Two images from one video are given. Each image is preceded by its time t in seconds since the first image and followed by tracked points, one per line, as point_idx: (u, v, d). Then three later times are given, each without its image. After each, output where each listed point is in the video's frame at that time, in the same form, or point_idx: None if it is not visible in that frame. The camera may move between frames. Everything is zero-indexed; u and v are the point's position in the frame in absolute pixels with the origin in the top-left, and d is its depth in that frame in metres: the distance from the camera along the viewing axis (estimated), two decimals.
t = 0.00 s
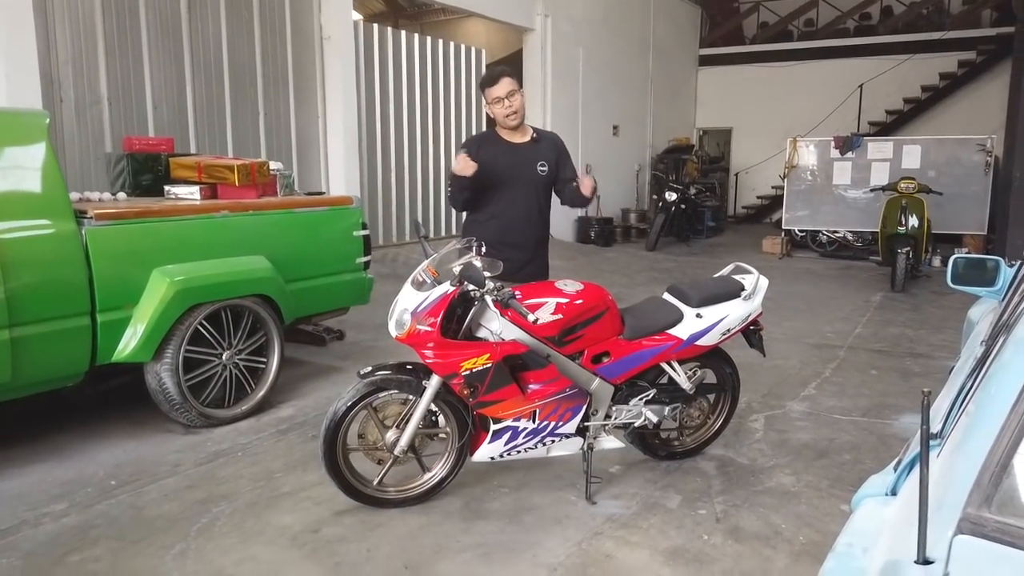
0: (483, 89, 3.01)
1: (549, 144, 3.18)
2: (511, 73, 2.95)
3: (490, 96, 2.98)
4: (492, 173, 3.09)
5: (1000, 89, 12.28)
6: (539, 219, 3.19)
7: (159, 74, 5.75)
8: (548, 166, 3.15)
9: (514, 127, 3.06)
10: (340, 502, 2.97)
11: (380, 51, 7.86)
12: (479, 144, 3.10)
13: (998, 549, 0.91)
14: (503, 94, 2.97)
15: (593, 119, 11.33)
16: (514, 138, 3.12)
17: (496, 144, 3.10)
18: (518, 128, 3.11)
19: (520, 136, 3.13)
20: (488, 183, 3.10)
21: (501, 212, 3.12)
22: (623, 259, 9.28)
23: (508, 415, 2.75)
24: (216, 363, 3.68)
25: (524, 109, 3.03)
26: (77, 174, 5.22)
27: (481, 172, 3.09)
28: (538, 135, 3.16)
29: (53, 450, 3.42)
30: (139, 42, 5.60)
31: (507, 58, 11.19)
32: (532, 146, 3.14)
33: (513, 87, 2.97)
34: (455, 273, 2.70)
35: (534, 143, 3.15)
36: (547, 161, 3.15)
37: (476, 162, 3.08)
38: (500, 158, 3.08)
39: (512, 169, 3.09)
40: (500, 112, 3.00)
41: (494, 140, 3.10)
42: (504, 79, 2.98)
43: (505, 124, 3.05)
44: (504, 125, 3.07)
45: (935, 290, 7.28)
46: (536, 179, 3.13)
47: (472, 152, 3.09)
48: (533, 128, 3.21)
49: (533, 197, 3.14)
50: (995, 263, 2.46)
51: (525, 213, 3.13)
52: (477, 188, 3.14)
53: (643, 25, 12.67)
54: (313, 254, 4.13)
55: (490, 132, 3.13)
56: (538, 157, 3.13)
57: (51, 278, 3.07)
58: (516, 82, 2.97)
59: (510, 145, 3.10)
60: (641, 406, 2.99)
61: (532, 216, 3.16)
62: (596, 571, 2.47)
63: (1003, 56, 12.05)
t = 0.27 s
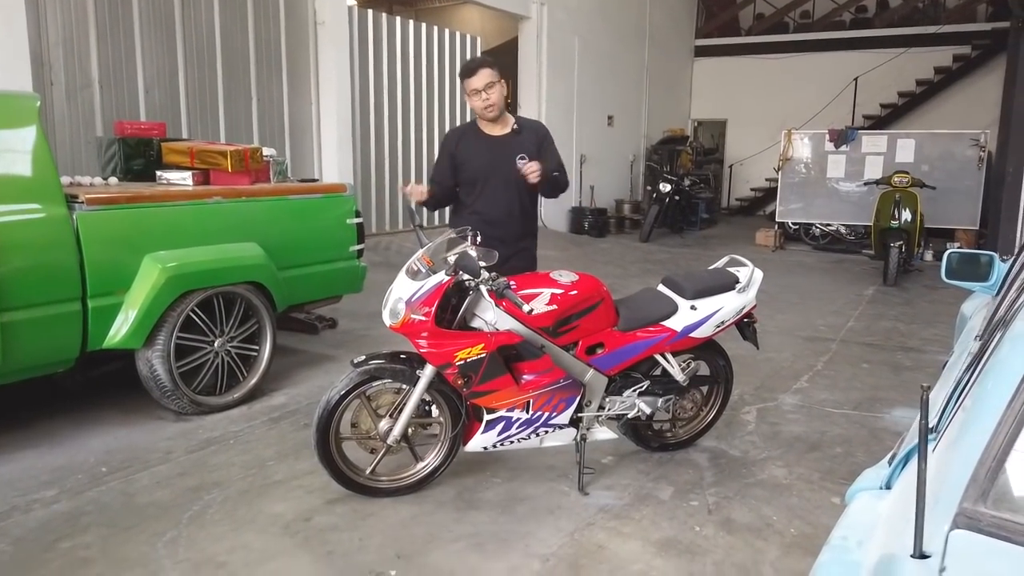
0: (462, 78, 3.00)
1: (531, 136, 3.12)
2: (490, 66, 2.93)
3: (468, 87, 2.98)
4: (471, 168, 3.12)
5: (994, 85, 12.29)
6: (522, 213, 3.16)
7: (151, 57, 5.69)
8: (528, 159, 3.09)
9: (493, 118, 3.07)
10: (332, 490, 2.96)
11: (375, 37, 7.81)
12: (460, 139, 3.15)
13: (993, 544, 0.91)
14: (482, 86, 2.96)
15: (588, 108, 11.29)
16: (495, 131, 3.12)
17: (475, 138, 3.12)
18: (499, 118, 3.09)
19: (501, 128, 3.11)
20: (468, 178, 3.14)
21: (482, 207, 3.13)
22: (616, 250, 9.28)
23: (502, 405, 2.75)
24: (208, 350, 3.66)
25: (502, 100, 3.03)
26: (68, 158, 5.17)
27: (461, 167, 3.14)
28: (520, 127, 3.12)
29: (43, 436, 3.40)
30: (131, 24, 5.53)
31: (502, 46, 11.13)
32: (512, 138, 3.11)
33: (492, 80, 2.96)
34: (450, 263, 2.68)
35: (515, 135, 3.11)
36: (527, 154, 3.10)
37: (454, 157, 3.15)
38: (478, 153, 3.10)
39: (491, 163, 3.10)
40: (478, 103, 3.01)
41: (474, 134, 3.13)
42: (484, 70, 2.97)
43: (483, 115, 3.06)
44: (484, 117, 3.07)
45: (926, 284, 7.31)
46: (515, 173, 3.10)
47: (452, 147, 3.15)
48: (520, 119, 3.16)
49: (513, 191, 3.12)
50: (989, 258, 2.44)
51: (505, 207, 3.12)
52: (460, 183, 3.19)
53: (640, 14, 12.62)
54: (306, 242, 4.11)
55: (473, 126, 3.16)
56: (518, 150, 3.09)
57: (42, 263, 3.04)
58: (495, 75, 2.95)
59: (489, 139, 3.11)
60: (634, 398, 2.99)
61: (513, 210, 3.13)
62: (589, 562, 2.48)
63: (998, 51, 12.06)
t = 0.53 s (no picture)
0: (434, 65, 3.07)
1: (500, 131, 3.24)
2: (459, 55, 3.00)
3: (438, 74, 3.04)
4: (440, 164, 3.28)
5: (993, 83, 12.30)
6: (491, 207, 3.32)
7: (149, 48, 5.67)
8: (495, 155, 3.24)
9: (461, 108, 3.15)
10: (330, 485, 2.96)
11: (374, 30, 7.78)
12: (430, 135, 3.30)
13: (995, 544, 0.91)
14: (449, 74, 3.03)
15: (587, 103, 11.28)
16: (463, 127, 3.25)
17: (445, 135, 3.27)
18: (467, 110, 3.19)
19: (469, 123, 3.24)
20: (438, 173, 3.30)
21: (452, 201, 3.29)
22: (614, 246, 9.28)
23: (500, 401, 2.75)
24: (206, 344, 3.65)
25: (470, 92, 3.10)
26: (65, 149, 5.15)
27: (431, 164, 3.30)
28: (488, 123, 3.24)
29: (40, 429, 3.39)
30: (129, 14, 5.50)
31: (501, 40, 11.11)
32: (480, 134, 3.24)
33: (461, 69, 3.02)
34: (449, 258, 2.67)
35: (483, 131, 3.24)
36: (495, 150, 3.24)
37: (424, 154, 3.31)
38: (447, 148, 3.25)
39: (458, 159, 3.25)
40: (446, 91, 3.08)
41: (444, 130, 3.28)
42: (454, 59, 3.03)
43: (451, 103, 3.13)
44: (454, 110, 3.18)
45: (923, 282, 7.32)
46: (482, 168, 3.24)
47: (423, 143, 3.31)
48: (489, 113, 3.28)
49: (481, 186, 3.27)
50: (988, 257, 2.44)
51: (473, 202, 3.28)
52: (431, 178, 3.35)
53: (639, 10, 12.60)
54: (305, 236, 4.10)
55: (444, 123, 3.30)
56: (485, 146, 3.23)
57: (40, 255, 3.03)
58: (465, 64, 3.02)
59: (458, 135, 3.25)
60: (633, 394, 2.99)
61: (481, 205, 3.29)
62: (586, 557, 2.48)
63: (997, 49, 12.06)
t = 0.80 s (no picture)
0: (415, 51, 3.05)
1: (476, 126, 3.25)
2: (441, 45, 2.98)
3: (419, 61, 3.03)
4: (413, 155, 3.28)
5: (992, 83, 12.30)
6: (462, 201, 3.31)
7: (150, 45, 5.66)
8: (469, 149, 3.25)
9: (438, 97, 3.14)
10: (331, 482, 2.97)
11: (375, 27, 7.77)
12: (406, 127, 3.31)
13: (998, 544, 0.92)
14: (430, 63, 3.02)
15: (587, 102, 11.28)
16: (440, 120, 3.26)
17: (421, 126, 3.28)
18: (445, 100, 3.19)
19: (446, 115, 3.25)
20: (411, 165, 3.30)
21: (423, 193, 3.28)
22: (614, 245, 9.28)
23: (501, 399, 2.75)
24: (206, 341, 3.65)
25: (450, 84, 3.09)
26: (65, 145, 5.14)
27: (404, 155, 3.30)
28: (465, 117, 3.25)
29: (41, 425, 3.40)
30: (131, 11, 5.50)
31: (501, 38, 11.11)
32: (456, 127, 3.25)
33: (442, 60, 3.01)
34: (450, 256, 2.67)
35: (459, 124, 3.25)
36: (469, 143, 3.25)
37: (398, 144, 3.32)
38: (422, 140, 3.26)
39: (432, 151, 3.25)
40: (425, 79, 3.06)
41: (420, 122, 3.29)
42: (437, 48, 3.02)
43: (428, 90, 3.13)
44: (432, 100, 3.18)
45: (922, 282, 7.34)
46: (455, 161, 3.25)
47: (398, 135, 3.32)
48: (467, 108, 3.30)
49: (454, 178, 3.27)
50: (989, 256, 2.45)
51: (445, 194, 3.27)
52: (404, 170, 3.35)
53: (639, 9, 12.60)
54: (305, 233, 4.10)
55: (422, 116, 3.32)
56: (460, 139, 3.24)
57: (41, 251, 3.03)
58: (446, 56, 3.01)
59: (433, 127, 3.26)
60: (633, 393, 2.99)
61: (452, 198, 3.28)
62: (586, 556, 2.49)
63: (996, 50, 12.07)
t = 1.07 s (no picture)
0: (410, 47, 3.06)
1: (466, 124, 3.26)
2: (436, 43, 3.00)
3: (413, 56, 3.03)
4: (401, 152, 3.28)
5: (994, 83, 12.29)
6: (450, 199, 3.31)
7: (152, 43, 5.66)
8: (459, 147, 3.25)
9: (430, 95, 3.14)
10: (332, 480, 2.97)
11: (376, 25, 7.76)
12: (396, 123, 3.31)
13: (1000, 544, 0.92)
14: (425, 59, 3.02)
15: (588, 101, 11.28)
16: (430, 117, 3.26)
17: (411, 123, 3.28)
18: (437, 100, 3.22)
19: (437, 112, 3.25)
20: (399, 161, 3.29)
21: (410, 189, 3.27)
22: (615, 244, 9.28)
23: (502, 398, 2.76)
24: (208, 339, 3.66)
25: (443, 82, 3.10)
26: (67, 143, 5.14)
27: (393, 151, 3.30)
28: (455, 115, 3.26)
29: (43, 423, 3.40)
30: (132, 9, 5.49)
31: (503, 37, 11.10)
32: (447, 124, 3.25)
33: (436, 57, 3.02)
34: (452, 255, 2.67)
35: (449, 122, 3.26)
36: (459, 142, 3.26)
37: (388, 140, 3.31)
38: (411, 137, 3.26)
39: (420, 148, 3.25)
40: (418, 76, 3.07)
41: (410, 118, 3.29)
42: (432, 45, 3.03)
43: (420, 87, 3.13)
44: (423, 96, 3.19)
45: (923, 282, 7.34)
46: (444, 159, 3.25)
47: (387, 130, 3.31)
48: (458, 106, 3.30)
49: (442, 176, 3.27)
50: (991, 257, 2.46)
51: (433, 192, 3.27)
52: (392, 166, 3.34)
53: (641, 8, 12.59)
54: (306, 231, 4.10)
55: (411, 112, 3.31)
56: (450, 138, 3.25)
57: (43, 249, 3.03)
58: (441, 53, 3.02)
59: (423, 124, 3.26)
60: (634, 391, 2.99)
61: (440, 196, 3.28)
62: (588, 554, 2.49)
63: (998, 50, 12.06)
